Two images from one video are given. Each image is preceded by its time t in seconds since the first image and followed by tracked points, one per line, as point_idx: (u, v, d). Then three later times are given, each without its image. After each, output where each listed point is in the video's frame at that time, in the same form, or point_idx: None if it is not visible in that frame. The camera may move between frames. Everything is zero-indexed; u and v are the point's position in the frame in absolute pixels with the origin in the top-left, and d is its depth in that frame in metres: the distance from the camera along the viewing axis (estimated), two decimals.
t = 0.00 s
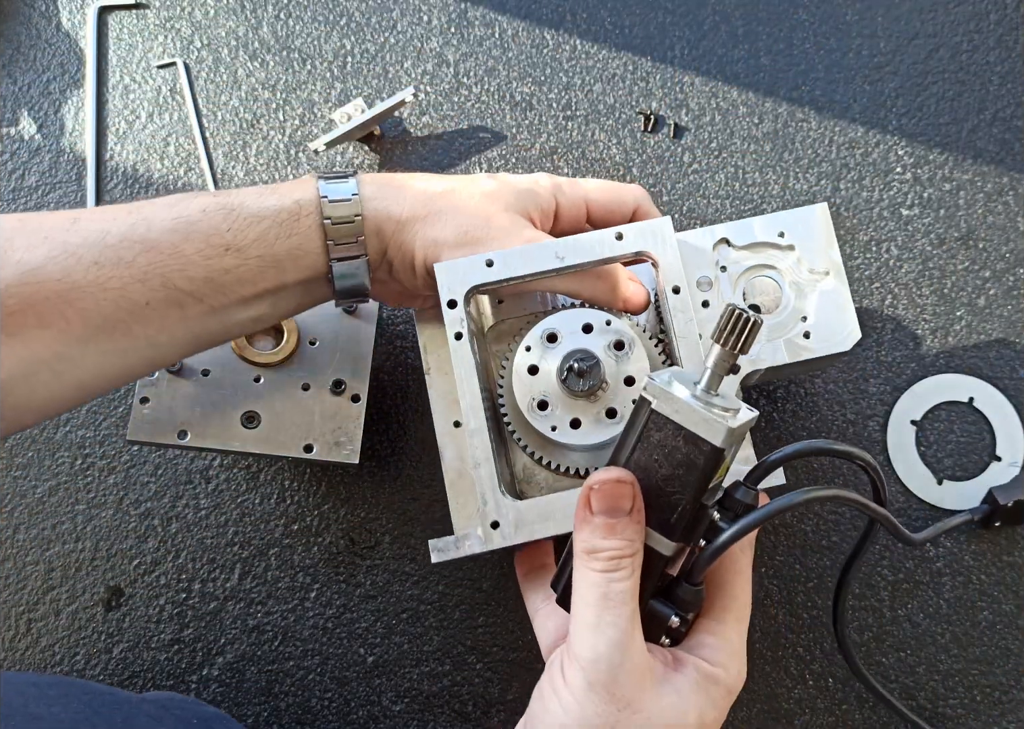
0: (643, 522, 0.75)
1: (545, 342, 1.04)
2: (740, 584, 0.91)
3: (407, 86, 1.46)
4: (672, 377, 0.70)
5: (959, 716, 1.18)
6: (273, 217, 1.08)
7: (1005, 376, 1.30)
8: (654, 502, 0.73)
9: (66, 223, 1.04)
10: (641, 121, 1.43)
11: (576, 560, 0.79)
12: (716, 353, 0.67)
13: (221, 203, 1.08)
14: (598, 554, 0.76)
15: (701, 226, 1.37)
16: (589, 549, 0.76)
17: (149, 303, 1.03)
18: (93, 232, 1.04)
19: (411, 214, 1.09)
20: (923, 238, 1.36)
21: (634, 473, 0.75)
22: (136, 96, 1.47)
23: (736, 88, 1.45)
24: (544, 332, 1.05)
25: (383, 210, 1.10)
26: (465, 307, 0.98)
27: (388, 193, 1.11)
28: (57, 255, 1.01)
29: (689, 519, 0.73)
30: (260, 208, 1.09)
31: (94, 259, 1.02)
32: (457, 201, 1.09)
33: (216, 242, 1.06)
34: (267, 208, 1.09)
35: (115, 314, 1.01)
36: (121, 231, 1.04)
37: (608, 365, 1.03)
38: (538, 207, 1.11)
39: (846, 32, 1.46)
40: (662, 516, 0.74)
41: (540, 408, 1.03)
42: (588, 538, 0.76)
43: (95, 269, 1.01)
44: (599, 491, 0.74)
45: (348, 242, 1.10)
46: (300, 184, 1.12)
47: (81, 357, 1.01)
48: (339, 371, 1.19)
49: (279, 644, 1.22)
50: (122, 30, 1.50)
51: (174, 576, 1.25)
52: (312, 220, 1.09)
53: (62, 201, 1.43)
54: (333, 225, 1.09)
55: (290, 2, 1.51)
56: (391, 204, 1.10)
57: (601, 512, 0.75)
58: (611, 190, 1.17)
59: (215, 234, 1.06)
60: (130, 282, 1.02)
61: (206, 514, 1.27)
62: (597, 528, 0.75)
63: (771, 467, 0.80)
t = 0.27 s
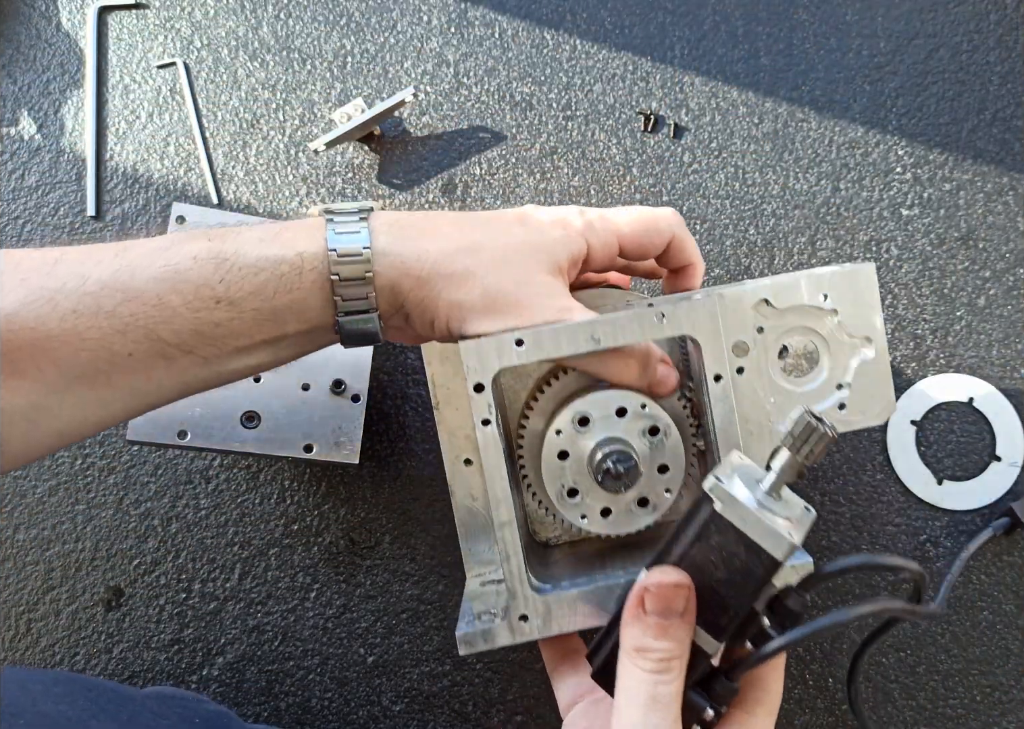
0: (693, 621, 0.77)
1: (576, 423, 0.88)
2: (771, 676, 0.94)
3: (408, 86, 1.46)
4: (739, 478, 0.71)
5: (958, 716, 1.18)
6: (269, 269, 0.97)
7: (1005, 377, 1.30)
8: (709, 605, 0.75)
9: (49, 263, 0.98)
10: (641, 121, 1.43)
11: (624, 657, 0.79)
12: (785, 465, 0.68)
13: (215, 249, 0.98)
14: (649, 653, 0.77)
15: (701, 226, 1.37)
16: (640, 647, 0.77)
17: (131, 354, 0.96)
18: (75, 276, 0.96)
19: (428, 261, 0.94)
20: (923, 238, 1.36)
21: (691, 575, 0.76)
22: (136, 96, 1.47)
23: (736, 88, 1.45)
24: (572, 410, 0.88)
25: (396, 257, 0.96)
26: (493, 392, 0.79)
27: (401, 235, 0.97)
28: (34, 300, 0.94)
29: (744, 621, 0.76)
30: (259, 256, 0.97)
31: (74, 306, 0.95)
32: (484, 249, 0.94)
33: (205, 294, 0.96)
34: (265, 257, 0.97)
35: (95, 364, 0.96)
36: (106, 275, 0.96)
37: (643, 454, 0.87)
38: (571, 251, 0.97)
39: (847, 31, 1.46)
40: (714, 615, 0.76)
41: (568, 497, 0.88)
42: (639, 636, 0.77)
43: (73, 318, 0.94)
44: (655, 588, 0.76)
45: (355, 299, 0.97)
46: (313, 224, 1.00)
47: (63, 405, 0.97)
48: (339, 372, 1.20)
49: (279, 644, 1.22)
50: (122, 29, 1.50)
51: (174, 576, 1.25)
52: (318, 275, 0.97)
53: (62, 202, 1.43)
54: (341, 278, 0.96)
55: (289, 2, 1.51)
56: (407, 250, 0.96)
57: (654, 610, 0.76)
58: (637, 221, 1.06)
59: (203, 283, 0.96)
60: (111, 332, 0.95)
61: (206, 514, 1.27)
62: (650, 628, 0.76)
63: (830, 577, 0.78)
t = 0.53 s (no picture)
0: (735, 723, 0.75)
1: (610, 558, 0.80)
2: None
3: (407, 85, 1.46)
4: (800, 585, 0.72)
5: (959, 716, 1.17)
6: (299, 345, 0.87)
7: (1006, 377, 1.29)
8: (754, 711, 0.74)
9: (54, 318, 0.88)
10: (641, 121, 1.43)
11: None
12: (845, 583, 0.70)
13: (238, 314, 0.88)
14: None
15: (701, 226, 1.37)
16: None
17: (137, 419, 0.88)
18: (83, 332, 0.87)
19: (470, 345, 0.85)
20: (923, 238, 1.36)
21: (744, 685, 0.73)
22: (136, 96, 1.47)
23: (736, 88, 1.45)
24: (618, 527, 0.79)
25: (433, 339, 0.86)
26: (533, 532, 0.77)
27: (437, 311, 0.87)
28: (36, 356, 0.85)
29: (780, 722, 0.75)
30: (285, 329, 0.87)
31: (80, 366, 0.86)
32: (530, 332, 0.84)
33: (222, 364, 0.87)
34: (290, 332, 0.87)
35: (98, 428, 0.88)
36: (117, 332, 0.87)
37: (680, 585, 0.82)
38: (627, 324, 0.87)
39: (847, 32, 1.46)
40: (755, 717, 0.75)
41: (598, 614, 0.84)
42: None
43: (77, 382, 0.85)
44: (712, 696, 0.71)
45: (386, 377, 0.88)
46: (343, 285, 0.90)
47: (64, 464, 0.90)
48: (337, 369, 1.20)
49: (278, 644, 1.22)
50: (122, 29, 1.50)
51: (174, 576, 1.25)
52: (350, 355, 0.88)
53: (63, 202, 1.41)
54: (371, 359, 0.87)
55: (290, 2, 1.51)
56: (444, 330, 0.86)
57: (704, 713, 0.72)
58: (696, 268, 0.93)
59: (222, 352, 0.86)
60: (117, 397, 0.86)
61: (206, 514, 1.27)
62: None
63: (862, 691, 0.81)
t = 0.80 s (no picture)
0: None
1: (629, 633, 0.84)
2: None
3: (407, 85, 1.46)
4: (827, 646, 0.80)
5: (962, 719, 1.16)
6: (278, 336, 0.86)
7: (1006, 377, 1.29)
8: None
9: (33, 317, 0.87)
10: (641, 121, 1.43)
11: None
12: (873, 646, 0.78)
13: (216, 308, 0.86)
14: None
15: (701, 226, 1.37)
16: None
17: (122, 418, 0.87)
18: (59, 333, 0.86)
19: (458, 344, 0.85)
20: (923, 238, 1.36)
21: None
22: (136, 96, 1.47)
23: (737, 88, 1.45)
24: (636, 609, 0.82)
25: (420, 333, 0.86)
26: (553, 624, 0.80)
27: (427, 309, 0.86)
28: (14, 360, 0.85)
29: None
30: (266, 322, 0.86)
31: (58, 366, 0.85)
32: (519, 327, 0.84)
33: (202, 359, 0.86)
34: (270, 324, 0.86)
35: (82, 428, 0.87)
36: (94, 331, 0.86)
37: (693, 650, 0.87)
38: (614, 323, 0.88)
39: (846, 32, 1.47)
40: None
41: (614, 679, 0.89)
42: None
43: (57, 381, 0.85)
44: None
45: (373, 371, 0.88)
46: (329, 276, 0.90)
47: (49, 465, 0.89)
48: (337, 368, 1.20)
49: (278, 643, 1.21)
50: (122, 29, 1.51)
51: (174, 576, 1.25)
52: (334, 348, 0.87)
53: (63, 202, 1.41)
54: (359, 351, 0.86)
55: (290, 3, 1.51)
56: (433, 323, 0.86)
57: None
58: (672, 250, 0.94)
59: (198, 345, 0.86)
60: (98, 395, 0.86)
61: (205, 514, 1.28)
62: None
63: None
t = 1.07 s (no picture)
0: None
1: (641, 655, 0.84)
2: None
3: (407, 85, 1.46)
4: (835, 660, 0.82)
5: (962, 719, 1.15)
6: (291, 337, 0.87)
7: (1006, 377, 1.29)
8: None
9: (43, 319, 0.87)
10: (641, 121, 1.43)
11: None
12: (879, 661, 0.79)
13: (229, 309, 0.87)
14: None
15: (701, 226, 1.37)
16: None
17: (131, 418, 0.87)
18: (71, 334, 0.86)
19: (464, 347, 0.85)
20: (923, 238, 1.36)
21: None
22: (136, 96, 1.47)
23: (737, 88, 1.45)
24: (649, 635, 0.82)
25: (429, 333, 0.86)
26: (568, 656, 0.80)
27: (435, 313, 0.87)
28: (23, 361, 0.84)
29: None
30: (278, 322, 0.87)
31: (70, 367, 0.85)
32: (525, 332, 0.85)
33: (214, 359, 0.86)
34: (282, 324, 0.87)
35: (92, 428, 0.87)
36: (105, 332, 0.86)
37: (704, 666, 0.87)
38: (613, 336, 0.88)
39: (846, 32, 1.47)
40: None
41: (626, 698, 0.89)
42: None
43: (67, 381, 0.85)
44: None
45: (382, 372, 0.88)
46: (338, 281, 0.90)
47: (59, 464, 0.89)
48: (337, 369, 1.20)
49: (278, 642, 1.21)
50: (122, 29, 1.51)
51: (174, 576, 1.25)
52: (344, 348, 0.87)
53: (63, 201, 1.41)
54: (368, 352, 0.87)
55: (290, 3, 1.51)
56: (442, 324, 0.86)
57: None
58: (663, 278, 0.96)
59: (210, 345, 0.86)
60: (110, 395, 0.85)
61: (206, 514, 1.28)
62: None
63: None
